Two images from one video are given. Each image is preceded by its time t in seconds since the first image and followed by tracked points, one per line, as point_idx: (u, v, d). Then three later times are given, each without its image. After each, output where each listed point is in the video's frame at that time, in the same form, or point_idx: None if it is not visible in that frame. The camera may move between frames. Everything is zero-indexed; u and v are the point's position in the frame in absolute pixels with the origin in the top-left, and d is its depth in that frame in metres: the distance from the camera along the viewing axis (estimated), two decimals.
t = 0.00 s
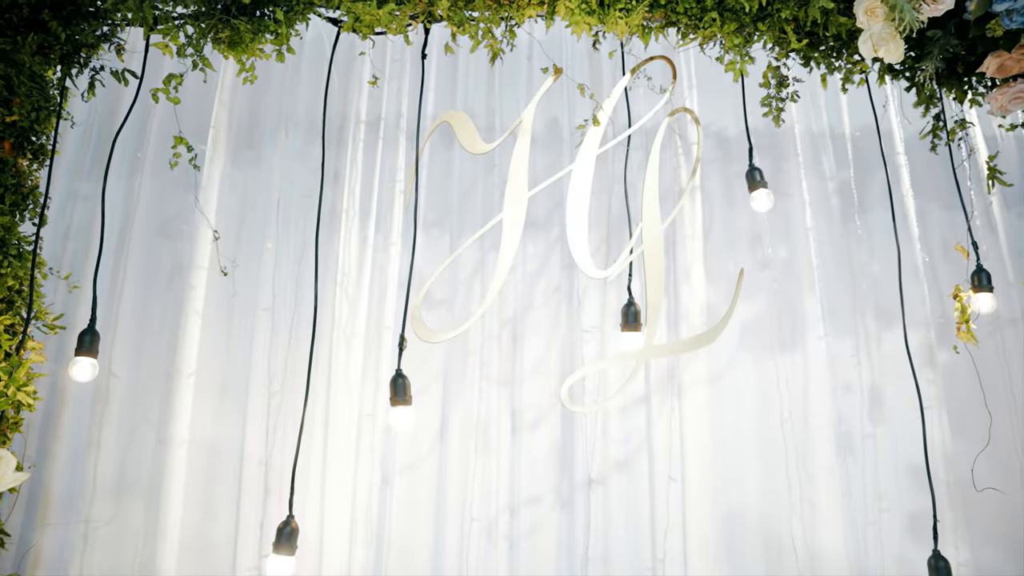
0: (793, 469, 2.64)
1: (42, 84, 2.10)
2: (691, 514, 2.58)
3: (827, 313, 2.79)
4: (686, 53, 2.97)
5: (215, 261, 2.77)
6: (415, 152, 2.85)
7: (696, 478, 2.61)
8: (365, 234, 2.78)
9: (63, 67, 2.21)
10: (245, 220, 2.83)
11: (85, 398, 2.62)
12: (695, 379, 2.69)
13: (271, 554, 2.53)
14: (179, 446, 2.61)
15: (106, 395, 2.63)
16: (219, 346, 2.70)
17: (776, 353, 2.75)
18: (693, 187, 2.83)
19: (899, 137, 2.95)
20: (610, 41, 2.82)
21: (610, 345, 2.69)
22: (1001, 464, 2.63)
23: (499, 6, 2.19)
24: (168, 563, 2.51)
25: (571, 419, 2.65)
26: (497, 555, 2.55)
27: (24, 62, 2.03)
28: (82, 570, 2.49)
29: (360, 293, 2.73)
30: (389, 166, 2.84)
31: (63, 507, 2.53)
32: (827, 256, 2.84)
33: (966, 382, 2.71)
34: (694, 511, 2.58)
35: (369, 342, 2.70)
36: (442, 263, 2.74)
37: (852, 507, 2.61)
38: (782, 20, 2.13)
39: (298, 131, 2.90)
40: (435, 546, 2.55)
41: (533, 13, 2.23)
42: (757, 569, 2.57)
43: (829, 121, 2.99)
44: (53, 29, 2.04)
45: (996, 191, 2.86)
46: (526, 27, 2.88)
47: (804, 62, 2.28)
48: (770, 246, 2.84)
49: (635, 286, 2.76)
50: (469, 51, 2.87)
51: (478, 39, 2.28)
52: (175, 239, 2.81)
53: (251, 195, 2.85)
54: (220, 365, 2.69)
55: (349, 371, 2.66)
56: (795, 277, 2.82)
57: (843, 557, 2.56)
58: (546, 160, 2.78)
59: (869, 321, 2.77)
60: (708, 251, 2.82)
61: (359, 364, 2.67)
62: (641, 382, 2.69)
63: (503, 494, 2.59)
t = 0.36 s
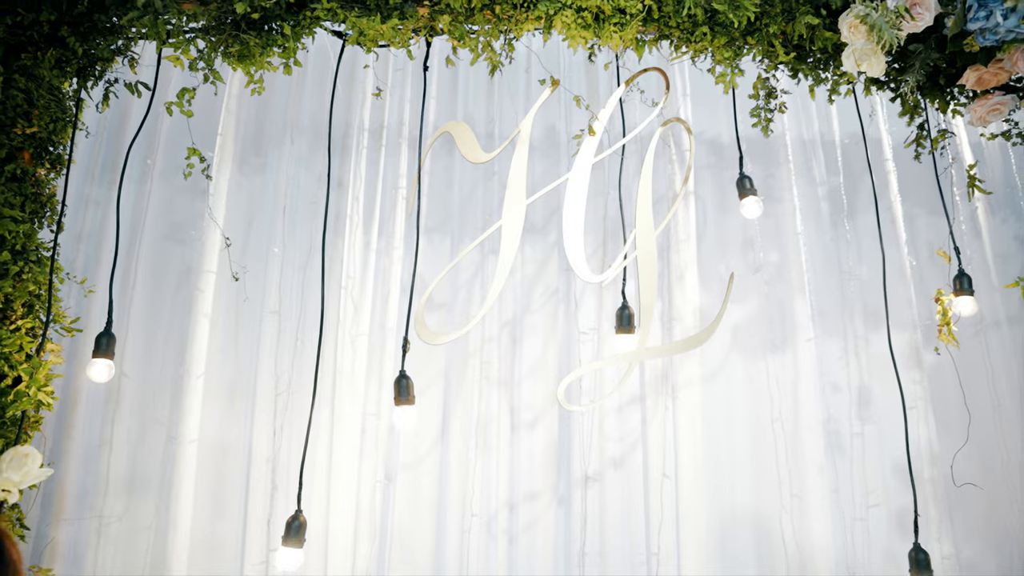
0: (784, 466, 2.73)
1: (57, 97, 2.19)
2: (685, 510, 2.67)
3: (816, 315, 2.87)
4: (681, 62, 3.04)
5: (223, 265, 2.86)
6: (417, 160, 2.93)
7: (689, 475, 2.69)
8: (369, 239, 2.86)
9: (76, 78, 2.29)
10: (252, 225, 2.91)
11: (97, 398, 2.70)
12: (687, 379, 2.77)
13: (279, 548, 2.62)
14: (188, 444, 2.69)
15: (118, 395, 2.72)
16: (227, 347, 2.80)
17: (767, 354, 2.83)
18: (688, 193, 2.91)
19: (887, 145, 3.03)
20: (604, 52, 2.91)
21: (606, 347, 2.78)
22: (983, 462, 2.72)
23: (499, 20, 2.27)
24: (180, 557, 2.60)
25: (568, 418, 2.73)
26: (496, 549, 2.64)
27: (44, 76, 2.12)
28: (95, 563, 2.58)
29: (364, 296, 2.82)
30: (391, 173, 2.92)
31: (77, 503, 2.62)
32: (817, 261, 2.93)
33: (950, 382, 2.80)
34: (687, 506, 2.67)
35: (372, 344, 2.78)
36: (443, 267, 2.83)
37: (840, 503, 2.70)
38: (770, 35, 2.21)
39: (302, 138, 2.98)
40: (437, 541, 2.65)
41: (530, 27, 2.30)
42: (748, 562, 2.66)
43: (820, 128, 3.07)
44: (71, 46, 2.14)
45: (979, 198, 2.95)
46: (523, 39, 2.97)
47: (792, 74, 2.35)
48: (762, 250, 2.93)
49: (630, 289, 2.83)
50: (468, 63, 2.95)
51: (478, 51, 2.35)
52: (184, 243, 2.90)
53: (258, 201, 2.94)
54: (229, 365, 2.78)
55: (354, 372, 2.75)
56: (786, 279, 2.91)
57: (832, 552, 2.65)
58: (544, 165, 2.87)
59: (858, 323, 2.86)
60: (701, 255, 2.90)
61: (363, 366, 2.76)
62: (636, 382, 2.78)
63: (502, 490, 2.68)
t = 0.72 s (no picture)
0: (773, 463, 2.84)
1: (79, 109, 2.31)
2: (678, 505, 2.78)
3: (806, 317, 2.98)
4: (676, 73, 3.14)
5: (233, 270, 2.97)
6: (420, 168, 3.03)
7: (682, 471, 2.80)
8: (374, 244, 2.98)
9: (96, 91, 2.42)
10: (261, 230, 3.02)
11: (112, 397, 2.80)
12: (681, 379, 2.88)
13: (288, 541, 2.74)
14: (201, 441, 2.80)
15: (133, 394, 2.82)
16: (236, 348, 2.90)
17: (757, 355, 2.94)
18: (681, 200, 3.02)
19: (875, 154, 3.13)
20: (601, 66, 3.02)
21: (603, 348, 2.89)
22: (965, 458, 2.83)
23: (500, 36, 2.37)
24: (193, 550, 2.71)
25: (566, 416, 2.84)
26: (497, 542, 2.75)
27: (67, 91, 2.25)
28: (110, 556, 2.69)
29: (370, 299, 2.93)
30: (396, 180, 3.03)
31: (93, 498, 2.73)
32: (807, 265, 3.03)
33: (933, 382, 2.91)
34: (680, 500, 2.77)
35: (378, 346, 2.89)
36: (447, 272, 2.94)
37: (827, 499, 2.81)
38: (758, 50, 2.31)
39: (310, 147, 3.09)
40: (440, 534, 2.76)
41: (529, 42, 2.39)
42: (739, 554, 2.77)
43: (810, 136, 3.16)
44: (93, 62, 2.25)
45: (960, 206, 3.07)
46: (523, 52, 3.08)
47: (781, 88, 2.44)
48: (753, 255, 3.03)
49: (625, 293, 2.94)
50: (469, 75, 3.06)
51: (479, 66, 2.44)
52: (196, 248, 3.00)
53: (267, 207, 3.04)
54: (239, 365, 2.89)
55: (360, 372, 2.85)
56: (776, 283, 3.01)
57: (819, 545, 2.76)
58: (542, 172, 2.97)
59: (845, 325, 2.97)
60: (694, 260, 3.00)
61: (369, 366, 2.87)
62: (631, 381, 2.89)
63: (502, 485, 2.79)
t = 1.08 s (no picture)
0: (762, 460, 2.96)
1: (101, 123, 2.43)
2: (670, 499, 2.90)
3: (795, 320, 3.09)
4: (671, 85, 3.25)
5: (243, 275, 3.08)
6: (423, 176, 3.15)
7: (674, 467, 2.93)
8: (379, 250, 3.10)
9: (116, 105, 2.54)
10: (270, 236, 3.13)
11: (129, 396, 2.93)
12: (673, 379, 3.00)
13: (297, 534, 2.86)
14: (214, 438, 2.92)
15: (149, 393, 2.94)
16: (247, 349, 3.02)
17: (748, 355, 3.06)
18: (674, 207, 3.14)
19: (862, 164, 3.24)
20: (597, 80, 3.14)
21: (600, 349, 3.02)
22: (945, 455, 2.95)
23: (500, 52, 2.48)
24: (206, 542, 2.83)
25: (564, 415, 2.97)
26: (498, 534, 2.88)
27: (91, 106, 2.39)
28: (128, 548, 2.81)
29: (375, 303, 3.06)
30: (400, 188, 3.15)
31: (112, 492, 2.85)
32: (796, 269, 3.15)
33: (916, 381, 3.03)
34: (673, 494, 2.90)
35: (383, 347, 3.01)
36: (449, 277, 3.06)
37: (813, 494, 2.94)
38: (746, 67, 2.42)
39: (317, 156, 3.20)
40: (442, 526, 2.88)
41: (529, 59, 2.51)
42: (729, 547, 2.89)
43: (799, 145, 3.28)
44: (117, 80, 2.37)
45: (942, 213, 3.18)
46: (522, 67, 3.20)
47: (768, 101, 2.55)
48: (744, 259, 3.14)
49: (620, 297, 3.06)
50: (471, 89, 3.18)
51: (481, 80, 2.56)
52: (209, 253, 3.12)
53: (276, 214, 3.14)
54: (250, 365, 3.01)
55: (367, 372, 2.98)
56: (766, 286, 3.13)
57: (805, 538, 2.88)
58: (541, 181, 3.09)
59: (832, 327, 3.08)
60: (687, 264, 3.12)
61: (375, 367, 2.99)
62: (626, 381, 3.01)
63: (503, 481, 2.91)
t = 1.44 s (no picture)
0: (752, 455, 3.10)
1: (123, 135, 2.58)
2: (663, 491, 3.04)
3: (784, 320, 3.23)
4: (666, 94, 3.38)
5: (255, 277, 3.21)
6: (427, 184, 3.29)
7: (668, 460, 3.06)
8: (385, 254, 3.23)
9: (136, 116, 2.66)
10: (280, 241, 3.25)
11: (147, 394, 3.06)
12: (667, 377, 3.14)
13: (308, 525, 2.99)
14: (227, 434, 3.05)
15: (165, 391, 3.08)
16: (259, 349, 3.15)
17: (738, 355, 3.19)
18: (668, 213, 3.27)
19: (849, 172, 3.37)
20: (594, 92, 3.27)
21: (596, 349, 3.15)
22: (927, 450, 3.09)
23: (502, 67, 2.61)
24: (221, 533, 2.97)
25: (562, 411, 3.11)
26: (499, 525, 3.02)
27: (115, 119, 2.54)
28: (146, 538, 2.95)
29: (382, 304, 3.19)
30: (405, 195, 3.28)
31: (131, 485, 2.99)
32: (785, 272, 3.28)
33: (900, 380, 3.16)
34: (666, 487, 3.04)
35: (389, 347, 3.15)
36: (452, 280, 3.19)
37: (799, 487, 3.07)
38: (734, 81, 2.54)
39: (325, 164, 3.32)
40: (446, 518, 3.02)
41: (528, 73, 2.65)
42: (720, 537, 3.03)
43: (789, 152, 3.40)
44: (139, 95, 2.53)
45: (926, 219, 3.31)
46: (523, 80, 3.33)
47: (755, 114, 2.66)
48: (735, 262, 3.27)
49: (615, 299, 3.19)
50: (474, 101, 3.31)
51: (483, 94, 2.69)
52: (223, 257, 3.24)
53: (286, 220, 3.26)
54: (262, 364, 3.14)
55: (374, 371, 3.12)
56: (756, 289, 3.26)
57: (793, 529, 3.02)
58: (541, 188, 3.23)
59: (820, 328, 3.22)
60: (681, 268, 3.25)
61: (382, 366, 3.13)
62: (622, 379, 3.14)
63: (504, 474, 3.05)
